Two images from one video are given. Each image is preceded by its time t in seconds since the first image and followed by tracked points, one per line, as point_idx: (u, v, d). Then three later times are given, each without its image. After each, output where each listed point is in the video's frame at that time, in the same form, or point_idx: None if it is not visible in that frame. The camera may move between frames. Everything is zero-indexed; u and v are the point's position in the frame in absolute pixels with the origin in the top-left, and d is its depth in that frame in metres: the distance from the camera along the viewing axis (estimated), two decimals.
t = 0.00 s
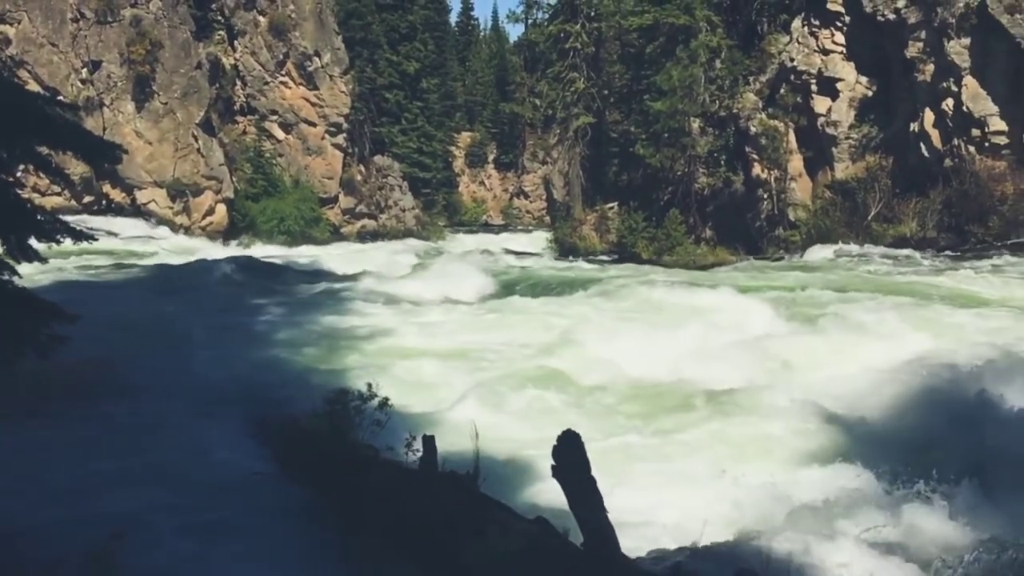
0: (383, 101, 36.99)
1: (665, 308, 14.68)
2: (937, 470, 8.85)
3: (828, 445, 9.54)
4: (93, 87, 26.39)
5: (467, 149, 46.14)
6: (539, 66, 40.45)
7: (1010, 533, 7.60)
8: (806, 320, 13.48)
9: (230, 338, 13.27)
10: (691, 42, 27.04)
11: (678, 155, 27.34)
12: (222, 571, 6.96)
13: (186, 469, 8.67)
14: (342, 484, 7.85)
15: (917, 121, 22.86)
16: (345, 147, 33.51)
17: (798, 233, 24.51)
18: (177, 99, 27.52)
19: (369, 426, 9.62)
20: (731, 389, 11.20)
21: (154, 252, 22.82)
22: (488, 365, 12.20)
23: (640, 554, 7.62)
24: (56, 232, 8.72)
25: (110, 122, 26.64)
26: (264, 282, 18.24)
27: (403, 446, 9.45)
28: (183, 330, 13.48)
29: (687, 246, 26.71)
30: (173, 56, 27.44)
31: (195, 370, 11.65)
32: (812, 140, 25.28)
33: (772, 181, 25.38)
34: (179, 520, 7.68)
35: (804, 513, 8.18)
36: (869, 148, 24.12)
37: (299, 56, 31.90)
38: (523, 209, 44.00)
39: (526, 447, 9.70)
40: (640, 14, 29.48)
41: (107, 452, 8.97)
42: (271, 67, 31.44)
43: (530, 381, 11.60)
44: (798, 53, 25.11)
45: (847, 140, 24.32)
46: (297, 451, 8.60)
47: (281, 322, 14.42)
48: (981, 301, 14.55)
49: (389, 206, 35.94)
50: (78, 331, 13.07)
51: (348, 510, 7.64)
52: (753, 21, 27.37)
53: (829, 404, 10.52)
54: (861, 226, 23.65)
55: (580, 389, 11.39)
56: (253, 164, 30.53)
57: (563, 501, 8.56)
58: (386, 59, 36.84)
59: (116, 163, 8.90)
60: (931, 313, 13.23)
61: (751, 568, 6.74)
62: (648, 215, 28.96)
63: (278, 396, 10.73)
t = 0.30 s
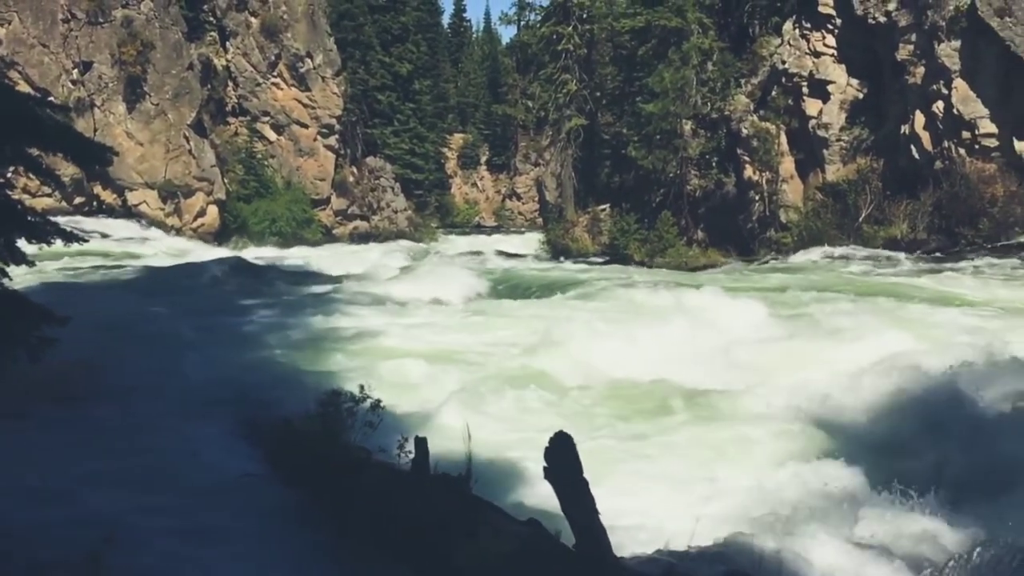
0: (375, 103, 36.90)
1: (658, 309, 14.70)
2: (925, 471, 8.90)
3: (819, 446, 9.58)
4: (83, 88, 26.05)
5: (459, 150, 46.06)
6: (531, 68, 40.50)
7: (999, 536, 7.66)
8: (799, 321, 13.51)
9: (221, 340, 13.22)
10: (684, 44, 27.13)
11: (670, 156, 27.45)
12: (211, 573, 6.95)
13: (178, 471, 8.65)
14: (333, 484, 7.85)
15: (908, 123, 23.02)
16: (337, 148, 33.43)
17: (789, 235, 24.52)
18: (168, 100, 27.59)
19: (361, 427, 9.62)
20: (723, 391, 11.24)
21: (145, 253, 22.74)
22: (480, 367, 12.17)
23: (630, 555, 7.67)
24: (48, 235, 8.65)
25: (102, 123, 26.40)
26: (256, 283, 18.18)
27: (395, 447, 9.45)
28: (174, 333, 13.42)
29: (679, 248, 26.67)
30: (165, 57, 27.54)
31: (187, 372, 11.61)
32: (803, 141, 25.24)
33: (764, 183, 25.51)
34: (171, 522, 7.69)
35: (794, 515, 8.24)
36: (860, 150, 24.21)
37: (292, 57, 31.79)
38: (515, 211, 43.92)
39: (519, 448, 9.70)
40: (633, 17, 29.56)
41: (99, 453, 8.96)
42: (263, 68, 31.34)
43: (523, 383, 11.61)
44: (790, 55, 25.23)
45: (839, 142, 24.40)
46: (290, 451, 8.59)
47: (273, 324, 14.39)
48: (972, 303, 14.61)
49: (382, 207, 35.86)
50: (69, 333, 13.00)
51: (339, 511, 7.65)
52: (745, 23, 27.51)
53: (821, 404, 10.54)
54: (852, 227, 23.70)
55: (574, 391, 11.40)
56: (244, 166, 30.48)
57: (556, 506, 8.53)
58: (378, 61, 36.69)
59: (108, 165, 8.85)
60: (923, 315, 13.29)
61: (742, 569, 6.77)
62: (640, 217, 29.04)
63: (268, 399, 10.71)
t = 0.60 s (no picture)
0: (368, 103, 36.80)
1: (649, 309, 14.66)
2: (916, 471, 8.94)
3: (810, 447, 9.59)
4: (73, 88, 25.97)
5: (452, 151, 46.00)
6: (523, 69, 40.54)
7: (990, 534, 7.69)
8: (791, 320, 13.44)
9: (212, 341, 13.19)
10: (676, 46, 27.18)
11: (662, 158, 27.60)
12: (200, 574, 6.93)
13: (168, 473, 8.63)
14: (324, 486, 7.82)
15: (899, 125, 23.13)
16: (329, 149, 33.38)
17: (781, 237, 24.53)
18: (160, 101, 27.48)
19: (353, 428, 9.61)
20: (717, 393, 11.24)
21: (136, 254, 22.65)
22: (472, 368, 12.15)
23: (621, 556, 7.68)
24: (39, 235, 8.61)
25: (92, 124, 26.32)
26: (248, 284, 18.13)
27: (388, 448, 9.45)
28: (165, 334, 13.37)
29: (671, 250, 26.84)
30: (156, 58, 27.46)
31: (178, 373, 11.57)
32: (795, 143, 25.39)
33: (755, 185, 25.51)
34: (159, 525, 7.64)
35: (786, 515, 8.27)
36: (852, 152, 24.31)
37: (283, 57, 31.79)
38: (507, 212, 44.00)
39: (512, 450, 9.69)
40: (625, 19, 29.66)
41: (88, 456, 8.89)
42: (254, 68, 31.26)
43: (516, 385, 11.59)
44: (781, 57, 25.29)
45: (830, 143, 24.48)
46: (282, 453, 8.56)
47: (265, 326, 14.34)
48: (962, 304, 14.66)
49: (374, 208, 35.85)
50: (59, 334, 12.94)
51: (330, 513, 7.62)
52: (736, 25, 27.58)
53: (813, 405, 10.56)
54: (843, 228, 23.72)
55: (569, 392, 11.37)
56: (236, 166, 30.37)
57: (548, 508, 8.51)
58: (371, 61, 36.49)
59: (99, 166, 8.81)
60: (914, 313, 13.24)
61: (732, 569, 6.77)
62: (633, 218, 29.16)
63: (259, 399, 10.69)
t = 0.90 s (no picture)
0: (360, 104, 36.81)
1: (641, 309, 14.64)
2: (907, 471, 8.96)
3: (802, 447, 9.61)
4: (64, 88, 25.80)
5: (443, 153, 46.02)
6: (515, 69, 40.57)
7: (980, 533, 7.72)
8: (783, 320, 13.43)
9: (204, 342, 13.15)
10: (668, 47, 27.24)
11: (654, 160, 27.74)
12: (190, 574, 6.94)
13: (159, 473, 8.63)
14: (315, 487, 7.79)
15: (889, 126, 23.25)
16: (321, 150, 33.35)
17: (772, 237, 24.65)
18: (151, 101, 27.45)
19: (346, 428, 9.57)
20: (708, 395, 11.26)
21: (127, 255, 22.58)
22: (464, 370, 12.15)
23: (611, 556, 7.65)
24: (29, 236, 8.56)
25: (82, 124, 26.18)
26: (239, 285, 18.09)
27: (380, 449, 9.42)
28: (156, 335, 13.34)
29: (664, 251, 26.87)
30: (147, 58, 27.39)
31: (169, 374, 11.56)
32: (786, 144, 25.42)
33: (747, 186, 25.62)
34: (149, 526, 7.63)
35: (778, 515, 8.30)
36: (842, 154, 24.35)
37: (275, 58, 31.69)
38: (499, 213, 43.91)
39: (504, 452, 9.69)
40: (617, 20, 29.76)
41: (75, 458, 8.86)
42: (246, 69, 31.17)
43: (508, 386, 11.60)
44: (773, 59, 25.39)
45: (821, 145, 24.53)
46: (272, 455, 8.54)
47: (256, 327, 14.31)
48: (951, 305, 14.73)
49: (366, 209, 35.84)
50: (49, 336, 12.89)
51: (322, 514, 7.60)
52: (728, 27, 27.71)
53: (804, 406, 10.58)
54: (834, 230, 23.81)
55: (561, 393, 11.38)
56: (227, 167, 30.30)
57: (541, 510, 8.48)
58: (363, 62, 36.56)
59: (90, 167, 8.78)
60: (908, 313, 13.29)
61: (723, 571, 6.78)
62: (625, 219, 29.22)
63: (251, 400, 10.68)
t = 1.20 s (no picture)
0: (354, 105, 36.78)
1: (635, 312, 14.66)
2: (902, 473, 8.99)
3: (796, 448, 9.64)
4: (57, 89, 25.80)
5: (438, 153, 45.97)
6: (509, 70, 40.59)
7: (973, 532, 7.75)
8: (776, 320, 13.43)
9: (198, 343, 13.14)
10: (662, 48, 27.28)
11: (648, 160, 27.73)
12: None
13: (153, 475, 8.60)
14: (309, 488, 7.78)
15: (882, 128, 23.29)
16: (314, 150, 33.29)
17: (765, 238, 24.70)
18: (144, 102, 27.33)
19: (339, 429, 9.56)
20: (703, 395, 11.27)
21: (121, 256, 22.52)
22: (457, 370, 12.15)
23: (604, 558, 7.63)
24: (20, 236, 8.54)
25: (75, 124, 26.12)
26: (233, 285, 18.08)
27: (372, 451, 9.38)
28: (150, 335, 13.33)
29: (657, 252, 26.83)
30: (140, 58, 27.30)
31: (164, 374, 11.55)
32: (779, 144, 25.41)
33: (740, 187, 25.75)
34: (142, 526, 7.62)
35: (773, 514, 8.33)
36: (835, 155, 24.38)
37: (268, 58, 31.64)
38: (493, 213, 43.91)
39: (498, 453, 9.69)
40: (610, 21, 29.82)
41: (69, 459, 8.84)
42: (239, 69, 31.17)
43: (503, 386, 11.60)
44: (766, 60, 25.43)
45: (814, 146, 24.58)
46: (265, 455, 8.54)
47: (250, 328, 14.28)
48: (943, 305, 14.79)
49: (360, 210, 35.80)
50: (42, 337, 12.87)
51: (314, 515, 7.58)
52: (722, 28, 27.84)
53: (798, 406, 10.61)
54: (827, 231, 23.84)
55: (556, 393, 11.39)
56: (221, 167, 30.28)
57: (534, 511, 8.48)
58: (356, 62, 36.58)
59: (82, 166, 8.83)
60: (899, 312, 13.46)
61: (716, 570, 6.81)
62: (619, 220, 29.28)
63: (245, 401, 10.66)
